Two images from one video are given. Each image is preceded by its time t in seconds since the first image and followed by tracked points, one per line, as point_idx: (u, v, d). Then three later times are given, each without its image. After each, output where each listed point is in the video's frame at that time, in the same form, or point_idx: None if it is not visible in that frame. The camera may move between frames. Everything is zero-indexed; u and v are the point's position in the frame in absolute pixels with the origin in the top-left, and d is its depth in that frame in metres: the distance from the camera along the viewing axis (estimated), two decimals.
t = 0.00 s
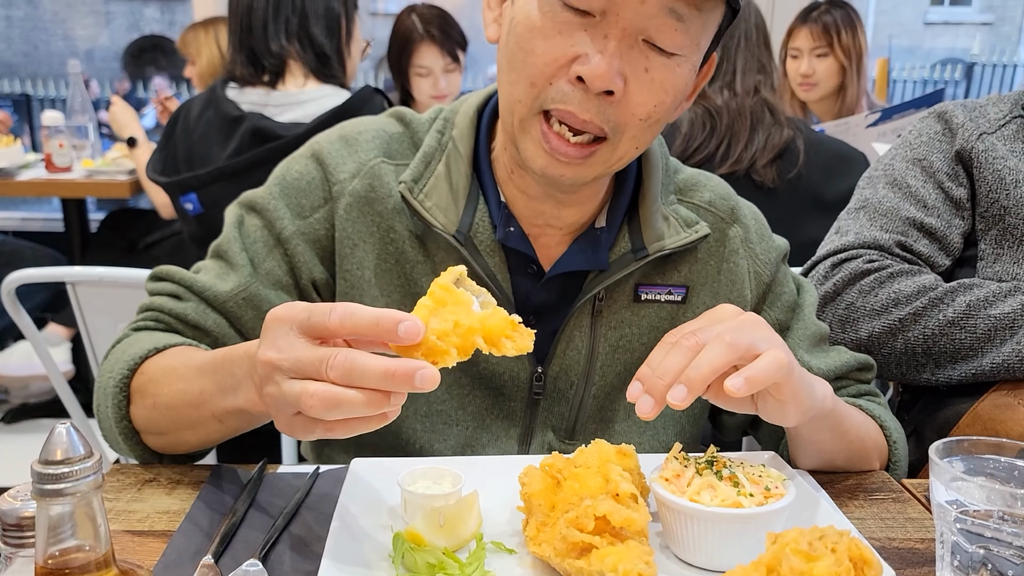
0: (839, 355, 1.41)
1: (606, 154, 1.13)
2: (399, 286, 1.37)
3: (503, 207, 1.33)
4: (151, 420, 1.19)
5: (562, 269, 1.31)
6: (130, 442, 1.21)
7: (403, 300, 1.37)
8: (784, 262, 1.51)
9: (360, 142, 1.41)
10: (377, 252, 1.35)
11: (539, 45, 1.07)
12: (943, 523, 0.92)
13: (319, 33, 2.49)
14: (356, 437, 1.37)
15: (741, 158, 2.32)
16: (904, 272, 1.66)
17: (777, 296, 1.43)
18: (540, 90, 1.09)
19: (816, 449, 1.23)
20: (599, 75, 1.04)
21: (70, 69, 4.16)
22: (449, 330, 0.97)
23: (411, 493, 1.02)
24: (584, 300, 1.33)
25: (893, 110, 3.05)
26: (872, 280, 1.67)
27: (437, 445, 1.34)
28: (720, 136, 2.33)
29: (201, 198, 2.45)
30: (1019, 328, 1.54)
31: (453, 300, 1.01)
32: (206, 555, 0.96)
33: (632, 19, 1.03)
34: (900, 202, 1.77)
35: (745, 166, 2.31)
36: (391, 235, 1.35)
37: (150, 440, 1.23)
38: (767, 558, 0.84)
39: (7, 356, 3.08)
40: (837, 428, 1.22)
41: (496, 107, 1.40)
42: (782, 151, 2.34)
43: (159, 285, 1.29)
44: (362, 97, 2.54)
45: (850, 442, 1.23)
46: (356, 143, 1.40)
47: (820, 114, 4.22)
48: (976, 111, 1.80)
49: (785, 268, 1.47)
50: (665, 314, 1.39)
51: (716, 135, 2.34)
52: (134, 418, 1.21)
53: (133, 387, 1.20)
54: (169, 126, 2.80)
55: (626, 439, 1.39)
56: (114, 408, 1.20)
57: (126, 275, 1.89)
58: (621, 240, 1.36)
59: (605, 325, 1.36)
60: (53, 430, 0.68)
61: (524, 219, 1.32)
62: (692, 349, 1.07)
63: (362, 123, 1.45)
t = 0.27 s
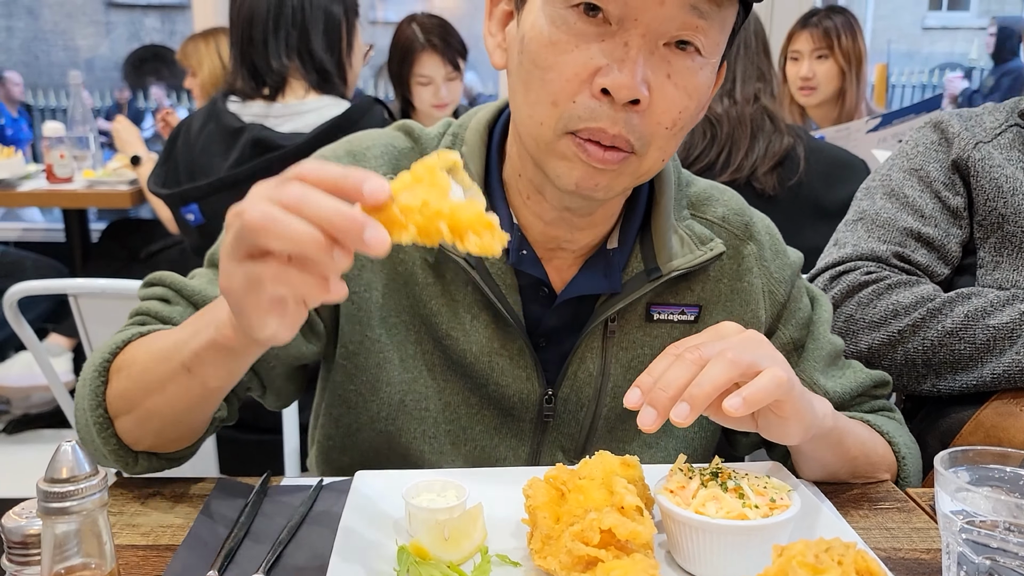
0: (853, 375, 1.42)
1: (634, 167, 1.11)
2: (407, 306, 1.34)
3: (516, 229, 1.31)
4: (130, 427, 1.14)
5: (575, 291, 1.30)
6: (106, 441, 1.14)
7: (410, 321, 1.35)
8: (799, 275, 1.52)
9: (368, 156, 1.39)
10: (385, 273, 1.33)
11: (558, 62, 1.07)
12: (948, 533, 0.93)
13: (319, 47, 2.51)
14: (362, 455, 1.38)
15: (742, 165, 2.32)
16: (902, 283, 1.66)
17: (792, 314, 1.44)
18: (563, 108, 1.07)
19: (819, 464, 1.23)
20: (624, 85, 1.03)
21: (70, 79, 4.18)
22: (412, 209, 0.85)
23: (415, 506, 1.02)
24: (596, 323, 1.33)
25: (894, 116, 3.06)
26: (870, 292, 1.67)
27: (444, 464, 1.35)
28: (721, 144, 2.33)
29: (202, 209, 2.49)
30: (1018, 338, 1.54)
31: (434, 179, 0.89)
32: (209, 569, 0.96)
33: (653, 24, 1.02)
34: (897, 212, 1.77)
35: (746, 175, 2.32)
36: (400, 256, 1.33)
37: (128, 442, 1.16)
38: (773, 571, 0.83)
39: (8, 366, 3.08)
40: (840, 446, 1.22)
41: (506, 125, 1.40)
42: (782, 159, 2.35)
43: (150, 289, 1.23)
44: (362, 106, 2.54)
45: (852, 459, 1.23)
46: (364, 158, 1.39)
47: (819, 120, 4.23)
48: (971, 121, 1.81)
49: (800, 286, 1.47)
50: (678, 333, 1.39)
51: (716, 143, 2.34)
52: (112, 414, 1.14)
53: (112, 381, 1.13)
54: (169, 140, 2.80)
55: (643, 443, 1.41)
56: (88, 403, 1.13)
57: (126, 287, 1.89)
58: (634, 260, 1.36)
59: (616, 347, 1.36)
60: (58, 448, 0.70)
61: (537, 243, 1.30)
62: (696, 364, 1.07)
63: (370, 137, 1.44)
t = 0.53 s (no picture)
0: (864, 390, 1.42)
1: (641, 192, 1.11)
2: (412, 327, 1.34)
3: (523, 249, 1.31)
4: (115, 444, 1.13)
5: (580, 313, 1.28)
6: (88, 459, 1.12)
7: (416, 341, 1.34)
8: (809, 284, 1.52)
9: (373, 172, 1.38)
10: (390, 295, 1.34)
11: (561, 86, 1.06)
12: (958, 546, 0.92)
13: (319, 59, 2.50)
14: (367, 475, 1.38)
15: (743, 173, 2.32)
16: (909, 287, 1.65)
17: (803, 328, 1.43)
18: (566, 134, 1.07)
19: (823, 477, 1.22)
20: (630, 108, 1.02)
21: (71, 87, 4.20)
22: (417, 177, 0.89)
23: (420, 518, 1.02)
24: (604, 343, 1.31)
25: (896, 120, 3.06)
26: (877, 297, 1.67)
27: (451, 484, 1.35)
28: (721, 151, 2.33)
29: (202, 216, 2.56)
30: None
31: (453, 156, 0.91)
32: None
33: (657, 44, 1.02)
34: (902, 219, 1.77)
35: (748, 182, 2.32)
36: (405, 276, 1.34)
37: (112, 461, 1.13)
38: None
39: (8, 375, 3.07)
40: (845, 459, 1.21)
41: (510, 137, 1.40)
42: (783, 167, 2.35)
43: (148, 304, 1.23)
44: (362, 114, 2.54)
45: (856, 472, 1.22)
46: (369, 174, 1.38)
47: (819, 124, 4.23)
48: (973, 129, 1.81)
49: (811, 299, 1.47)
50: (687, 348, 1.38)
51: (717, 150, 2.34)
52: (97, 429, 1.14)
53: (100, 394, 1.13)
54: (168, 150, 2.79)
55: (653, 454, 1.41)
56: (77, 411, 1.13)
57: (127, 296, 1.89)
58: (643, 274, 1.35)
59: (625, 364, 1.35)
60: (64, 465, 0.72)
61: (545, 262, 1.30)
62: (699, 377, 1.06)
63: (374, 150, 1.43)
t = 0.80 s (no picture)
0: (863, 395, 1.42)
1: (638, 202, 1.11)
2: (411, 336, 1.34)
3: (520, 257, 1.31)
4: (113, 452, 1.12)
5: (578, 322, 1.29)
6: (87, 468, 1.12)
7: (415, 350, 1.34)
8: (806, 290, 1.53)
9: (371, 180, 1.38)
10: (388, 303, 1.34)
11: (556, 98, 1.06)
12: (959, 551, 0.92)
13: (319, 67, 2.50)
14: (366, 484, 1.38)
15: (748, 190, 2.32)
16: (912, 295, 1.65)
17: (801, 334, 1.44)
18: (561, 147, 1.07)
19: (823, 483, 1.22)
20: (625, 120, 1.03)
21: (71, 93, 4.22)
22: (406, 176, 0.89)
23: (421, 525, 1.02)
24: (602, 351, 1.32)
25: (896, 124, 3.06)
26: (880, 304, 1.66)
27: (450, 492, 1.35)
28: (722, 165, 2.32)
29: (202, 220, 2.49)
30: None
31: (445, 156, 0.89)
32: None
33: (651, 54, 1.03)
34: (904, 224, 1.76)
35: (753, 196, 2.32)
36: (403, 285, 1.34)
37: (111, 468, 1.13)
38: None
39: (9, 381, 3.08)
40: (843, 465, 1.22)
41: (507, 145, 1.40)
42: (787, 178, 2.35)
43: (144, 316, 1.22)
44: (360, 118, 2.54)
45: (855, 477, 1.23)
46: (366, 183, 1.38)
47: (818, 129, 4.23)
48: (971, 134, 1.81)
49: (808, 305, 1.47)
50: (685, 355, 1.39)
51: (719, 164, 2.33)
52: (95, 437, 1.13)
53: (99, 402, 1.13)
54: (171, 158, 2.82)
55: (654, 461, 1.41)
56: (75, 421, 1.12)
57: (127, 302, 1.89)
58: (640, 283, 1.35)
59: (623, 372, 1.36)
60: (67, 473, 0.72)
61: (542, 271, 1.30)
62: (697, 387, 1.07)
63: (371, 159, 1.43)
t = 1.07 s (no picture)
0: (864, 399, 1.42)
1: (641, 206, 1.11)
2: (413, 338, 1.34)
3: (522, 260, 1.31)
4: (128, 470, 1.12)
5: (580, 326, 1.29)
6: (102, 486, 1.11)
7: (417, 352, 1.34)
8: (807, 294, 1.53)
9: (373, 183, 1.38)
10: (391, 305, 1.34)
11: (562, 102, 1.07)
12: (961, 556, 0.92)
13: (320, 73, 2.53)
14: (367, 488, 1.37)
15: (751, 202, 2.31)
16: (911, 300, 1.65)
17: (801, 338, 1.44)
18: (566, 150, 1.08)
19: (825, 486, 1.22)
20: (630, 125, 1.03)
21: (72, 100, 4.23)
22: (425, 276, 0.86)
23: (423, 530, 1.02)
24: (603, 355, 1.32)
25: (898, 127, 3.06)
26: (879, 310, 1.66)
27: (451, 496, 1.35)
28: (721, 176, 2.32)
29: (204, 222, 2.45)
30: None
31: (455, 243, 0.86)
32: None
33: (658, 60, 1.03)
34: (903, 229, 1.76)
35: (755, 208, 2.31)
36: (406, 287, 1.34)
37: (125, 486, 1.12)
38: None
39: (10, 386, 3.08)
40: (845, 468, 1.22)
41: (509, 149, 1.41)
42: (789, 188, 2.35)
43: (149, 323, 1.22)
44: (360, 124, 2.55)
45: (857, 480, 1.23)
46: (368, 186, 1.38)
47: (818, 133, 4.23)
48: (971, 138, 1.81)
49: (809, 310, 1.47)
50: (686, 359, 1.39)
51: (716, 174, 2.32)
52: (109, 456, 1.13)
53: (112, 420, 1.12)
54: (175, 162, 2.84)
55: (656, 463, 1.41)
56: (87, 437, 1.11)
57: (127, 307, 1.89)
58: (642, 286, 1.35)
59: (625, 376, 1.36)
60: (69, 480, 0.72)
61: (543, 275, 1.30)
62: (702, 390, 1.06)
63: (373, 163, 1.43)
